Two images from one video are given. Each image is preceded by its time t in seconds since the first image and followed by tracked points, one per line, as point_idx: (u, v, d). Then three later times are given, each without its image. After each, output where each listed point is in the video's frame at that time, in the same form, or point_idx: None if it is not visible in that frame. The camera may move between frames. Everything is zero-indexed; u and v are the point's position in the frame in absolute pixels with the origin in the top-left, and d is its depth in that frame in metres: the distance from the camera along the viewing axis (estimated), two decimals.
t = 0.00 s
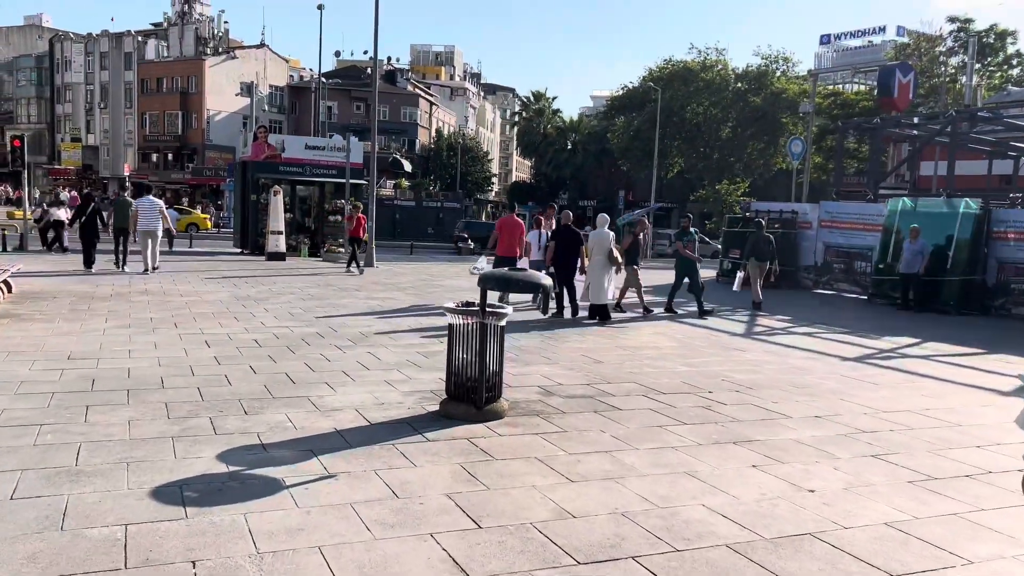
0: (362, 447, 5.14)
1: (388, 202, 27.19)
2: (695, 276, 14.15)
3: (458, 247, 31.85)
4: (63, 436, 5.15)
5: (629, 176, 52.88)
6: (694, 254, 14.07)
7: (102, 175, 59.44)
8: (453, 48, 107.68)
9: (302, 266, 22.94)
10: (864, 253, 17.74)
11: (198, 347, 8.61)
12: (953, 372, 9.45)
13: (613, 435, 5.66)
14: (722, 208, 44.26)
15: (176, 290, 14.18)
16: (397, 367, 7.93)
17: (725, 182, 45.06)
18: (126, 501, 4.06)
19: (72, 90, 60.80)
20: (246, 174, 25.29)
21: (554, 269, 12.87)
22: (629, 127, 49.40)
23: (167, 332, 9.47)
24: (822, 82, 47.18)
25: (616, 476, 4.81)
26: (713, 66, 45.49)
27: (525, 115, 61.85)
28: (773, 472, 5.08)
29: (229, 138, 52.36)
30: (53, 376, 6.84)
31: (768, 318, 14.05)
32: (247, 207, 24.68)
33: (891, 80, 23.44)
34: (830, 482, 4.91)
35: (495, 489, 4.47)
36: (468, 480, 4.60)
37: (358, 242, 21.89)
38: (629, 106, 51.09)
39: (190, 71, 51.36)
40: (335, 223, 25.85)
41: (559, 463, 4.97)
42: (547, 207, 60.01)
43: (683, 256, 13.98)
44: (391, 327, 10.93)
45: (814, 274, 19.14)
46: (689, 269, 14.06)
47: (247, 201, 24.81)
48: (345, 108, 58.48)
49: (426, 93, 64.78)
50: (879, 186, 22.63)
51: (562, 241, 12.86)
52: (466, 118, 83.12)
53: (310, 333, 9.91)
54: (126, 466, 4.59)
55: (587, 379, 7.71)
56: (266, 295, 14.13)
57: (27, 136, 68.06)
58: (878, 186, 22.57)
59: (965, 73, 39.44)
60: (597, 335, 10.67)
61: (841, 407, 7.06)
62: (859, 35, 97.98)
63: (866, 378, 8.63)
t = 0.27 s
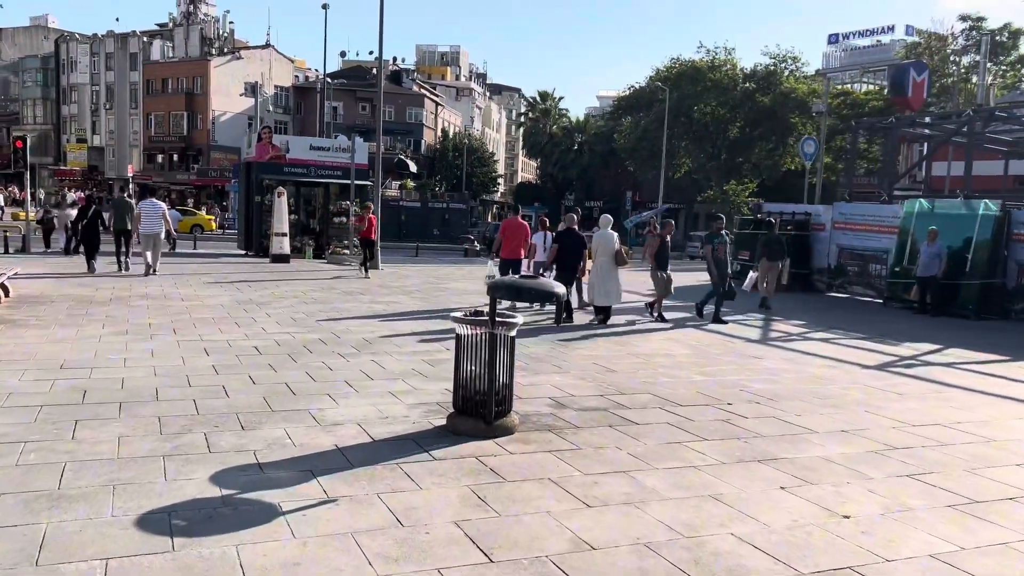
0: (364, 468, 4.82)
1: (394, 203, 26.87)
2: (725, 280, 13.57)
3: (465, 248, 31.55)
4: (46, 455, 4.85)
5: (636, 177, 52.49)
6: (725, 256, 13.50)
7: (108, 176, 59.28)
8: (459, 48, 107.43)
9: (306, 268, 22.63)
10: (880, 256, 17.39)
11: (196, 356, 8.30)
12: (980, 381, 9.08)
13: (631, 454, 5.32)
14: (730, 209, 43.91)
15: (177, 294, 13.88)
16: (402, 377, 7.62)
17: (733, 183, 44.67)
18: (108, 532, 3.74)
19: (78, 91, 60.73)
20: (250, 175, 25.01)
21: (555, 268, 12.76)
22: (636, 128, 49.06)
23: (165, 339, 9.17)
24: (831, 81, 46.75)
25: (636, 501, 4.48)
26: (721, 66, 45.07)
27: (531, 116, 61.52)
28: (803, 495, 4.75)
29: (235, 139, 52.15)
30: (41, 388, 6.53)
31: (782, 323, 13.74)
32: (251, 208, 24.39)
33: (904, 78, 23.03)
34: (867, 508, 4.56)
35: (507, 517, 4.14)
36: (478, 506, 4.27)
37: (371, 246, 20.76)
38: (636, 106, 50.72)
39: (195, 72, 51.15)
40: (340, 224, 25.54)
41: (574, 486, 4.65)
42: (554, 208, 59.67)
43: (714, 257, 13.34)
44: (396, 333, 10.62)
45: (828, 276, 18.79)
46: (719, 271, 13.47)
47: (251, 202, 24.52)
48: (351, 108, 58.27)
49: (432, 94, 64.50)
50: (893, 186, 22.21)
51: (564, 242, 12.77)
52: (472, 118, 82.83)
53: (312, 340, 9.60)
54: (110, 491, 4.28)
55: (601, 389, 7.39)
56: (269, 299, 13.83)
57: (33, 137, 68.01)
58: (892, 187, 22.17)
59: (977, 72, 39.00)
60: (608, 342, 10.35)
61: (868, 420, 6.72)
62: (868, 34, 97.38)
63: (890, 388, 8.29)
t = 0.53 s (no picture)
0: (374, 480, 4.53)
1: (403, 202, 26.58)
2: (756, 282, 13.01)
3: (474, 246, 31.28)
4: (36, 465, 4.56)
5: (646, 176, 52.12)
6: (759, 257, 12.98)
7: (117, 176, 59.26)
8: (466, 47, 107.22)
9: (315, 267, 22.34)
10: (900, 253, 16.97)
11: (199, 357, 8.03)
12: (1014, 383, 8.71)
13: (655, 465, 5.01)
14: (741, 208, 43.42)
15: (183, 293, 13.66)
16: (413, 379, 7.32)
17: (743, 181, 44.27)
18: (97, 550, 3.46)
19: (87, 91, 60.68)
20: (258, 173, 24.76)
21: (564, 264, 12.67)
22: (646, 126, 48.65)
23: (168, 340, 8.92)
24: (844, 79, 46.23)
25: (667, 516, 4.16)
26: (733, 64, 44.58)
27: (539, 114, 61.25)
28: (845, 509, 4.42)
29: (243, 138, 52.05)
30: (36, 391, 6.27)
31: (801, 323, 13.37)
32: (259, 206, 24.15)
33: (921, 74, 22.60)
34: (914, 524, 4.24)
35: (528, 533, 3.83)
36: (497, 522, 3.96)
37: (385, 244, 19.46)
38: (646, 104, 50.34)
39: (204, 71, 51.02)
40: (348, 223, 25.26)
41: (597, 501, 4.33)
42: (562, 207, 59.36)
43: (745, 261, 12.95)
44: (405, 334, 10.33)
45: (845, 275, 18.43)
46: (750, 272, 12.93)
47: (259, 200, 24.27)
48: (359, 108, 58.05)
49: (440, 92, 64.29)
50: (911, 183, 21.79)
51: (574, 239, 12.68)
52: (480, 118, 82.50)
53: (320, 341, 9.32)
54: (102, 505, 3.99)
55: (620, 393, 7.06)
56: (277, 299, 13.58)
57: (43, 137, 68.05)
58: (910, 183, 21.73)
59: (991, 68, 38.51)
60: (623, 342, 10.03)
61: (903, 426, 6.38)
62: (880, 31, 96.56)
63: (922, 391, 7.94)
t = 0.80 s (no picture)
0: (385, 506, 4.26)
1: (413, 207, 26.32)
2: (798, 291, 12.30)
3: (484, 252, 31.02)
4: (26, 490, 4.30)
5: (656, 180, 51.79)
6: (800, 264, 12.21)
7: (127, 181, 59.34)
8: (475, 52, 107.16)
9: (323, 273, 22.06)
10: (920, 260, 16.59)
11: (204, 369, 7.78)
12: None
13: (682, 489, 4.72)
14: (753, 213, 42.98)
15: (190, 300, 13.45)
16: (424, 393, 7.03)
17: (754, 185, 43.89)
18: None
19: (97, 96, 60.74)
20: (266, 179, 24.53)
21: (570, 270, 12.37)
22: (656, 131, 48.31)
23: (172, 351, 8.69)
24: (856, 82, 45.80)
25: (700, 549, 3.86)
26: (744, 67, 44.18)
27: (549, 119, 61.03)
28: (890, 539, 4.11)
29: (252, 143, 52.01)
30: (35, 407, 6.04)
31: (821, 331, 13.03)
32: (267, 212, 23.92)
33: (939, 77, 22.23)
34: (968, 558, 3.92)
35: (551, 569, 3.54)
36: (517, 556, 3.67)
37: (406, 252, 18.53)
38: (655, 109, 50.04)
39: (213, 76, 51.05)
40: (357, 228, 25.00)
41: (624, 530, 4.04)
42: (572, 211, 59.09)
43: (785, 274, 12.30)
44: (416, 343, 10.06)
45: (862, 282, 18.03)
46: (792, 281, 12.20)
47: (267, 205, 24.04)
48: (368, 113, 57.96)
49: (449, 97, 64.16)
50: (930, 188, 21.39)
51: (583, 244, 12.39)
52: (490, 122, 82.28)
53: (329, 351, 9.06)
54: (94, 536, 3.73)
55: (641, 409, 6.76)
56: (286, 306, 13.36)
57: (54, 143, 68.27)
58: (929, 188, 21.33)
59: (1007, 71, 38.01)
60: (640, 352, 9.72)
61: (941, 445, 6.05)
62: (891, 34, 95.88)
63: (954, 405, 7.60)
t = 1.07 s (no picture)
0: (392, 528, 3.96)
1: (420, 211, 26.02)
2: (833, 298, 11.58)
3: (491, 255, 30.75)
4: (8, 510, 4.02)
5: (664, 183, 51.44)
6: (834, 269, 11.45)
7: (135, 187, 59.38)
8: (482, 56, 107.12)
9: (330, 278, 21.78)
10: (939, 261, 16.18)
11: (205, 377, 7.50)
12: None
13: (711, 508, 4.40)
14: (762, 215, 42.61)
15: (194, 306, 13.20)
16: (432, 403, 6.73)
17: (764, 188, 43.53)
18: None
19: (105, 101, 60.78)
20: (273, 183, 24.26)
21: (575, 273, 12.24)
22: (664, 133, 48.02)
23: (173, 358, 8.41)
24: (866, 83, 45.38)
25: None
26: (752, 69, 43.84)
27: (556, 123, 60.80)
28: (939, 564, 3.79)
29: (260, 148, 51.95)
30: (26, 418, 5.77)
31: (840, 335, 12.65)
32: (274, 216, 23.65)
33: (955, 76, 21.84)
34: None
35: None
36: None
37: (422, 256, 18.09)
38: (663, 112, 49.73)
39: (221, 82, 51.03)
40: (364, 232, 24.71)
41: (650, 554, 3.73)
42: (580, 215, 58.80)
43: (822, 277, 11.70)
44: (424, 349, 9.76)
45: (879, 284, 17.59)
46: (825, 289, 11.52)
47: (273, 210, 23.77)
48: (375, 117, 57.82)
49: (456, 101, 64.01)
50: (946, 188, 20.99)
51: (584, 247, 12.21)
52: (497, 126, 82.10)
53: (335, 358, 8.78)
54: (78, 563, 3.44)
55: (660, 418, 6.44)
56: (291, 311, 13.09)
57: (62, 149, 68.40)
58: (945, 189, 20.93)
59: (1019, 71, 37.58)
60: (656, 357, 9.39)
61: (978, 456, 5.72)
62: (900, 36, 95.34)
63: (987, 413, 7.26)
